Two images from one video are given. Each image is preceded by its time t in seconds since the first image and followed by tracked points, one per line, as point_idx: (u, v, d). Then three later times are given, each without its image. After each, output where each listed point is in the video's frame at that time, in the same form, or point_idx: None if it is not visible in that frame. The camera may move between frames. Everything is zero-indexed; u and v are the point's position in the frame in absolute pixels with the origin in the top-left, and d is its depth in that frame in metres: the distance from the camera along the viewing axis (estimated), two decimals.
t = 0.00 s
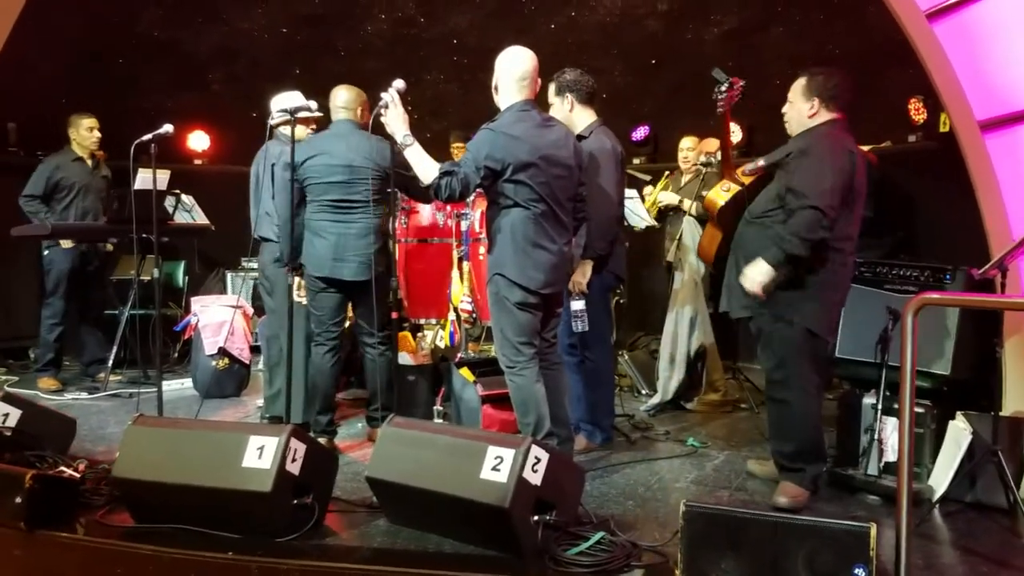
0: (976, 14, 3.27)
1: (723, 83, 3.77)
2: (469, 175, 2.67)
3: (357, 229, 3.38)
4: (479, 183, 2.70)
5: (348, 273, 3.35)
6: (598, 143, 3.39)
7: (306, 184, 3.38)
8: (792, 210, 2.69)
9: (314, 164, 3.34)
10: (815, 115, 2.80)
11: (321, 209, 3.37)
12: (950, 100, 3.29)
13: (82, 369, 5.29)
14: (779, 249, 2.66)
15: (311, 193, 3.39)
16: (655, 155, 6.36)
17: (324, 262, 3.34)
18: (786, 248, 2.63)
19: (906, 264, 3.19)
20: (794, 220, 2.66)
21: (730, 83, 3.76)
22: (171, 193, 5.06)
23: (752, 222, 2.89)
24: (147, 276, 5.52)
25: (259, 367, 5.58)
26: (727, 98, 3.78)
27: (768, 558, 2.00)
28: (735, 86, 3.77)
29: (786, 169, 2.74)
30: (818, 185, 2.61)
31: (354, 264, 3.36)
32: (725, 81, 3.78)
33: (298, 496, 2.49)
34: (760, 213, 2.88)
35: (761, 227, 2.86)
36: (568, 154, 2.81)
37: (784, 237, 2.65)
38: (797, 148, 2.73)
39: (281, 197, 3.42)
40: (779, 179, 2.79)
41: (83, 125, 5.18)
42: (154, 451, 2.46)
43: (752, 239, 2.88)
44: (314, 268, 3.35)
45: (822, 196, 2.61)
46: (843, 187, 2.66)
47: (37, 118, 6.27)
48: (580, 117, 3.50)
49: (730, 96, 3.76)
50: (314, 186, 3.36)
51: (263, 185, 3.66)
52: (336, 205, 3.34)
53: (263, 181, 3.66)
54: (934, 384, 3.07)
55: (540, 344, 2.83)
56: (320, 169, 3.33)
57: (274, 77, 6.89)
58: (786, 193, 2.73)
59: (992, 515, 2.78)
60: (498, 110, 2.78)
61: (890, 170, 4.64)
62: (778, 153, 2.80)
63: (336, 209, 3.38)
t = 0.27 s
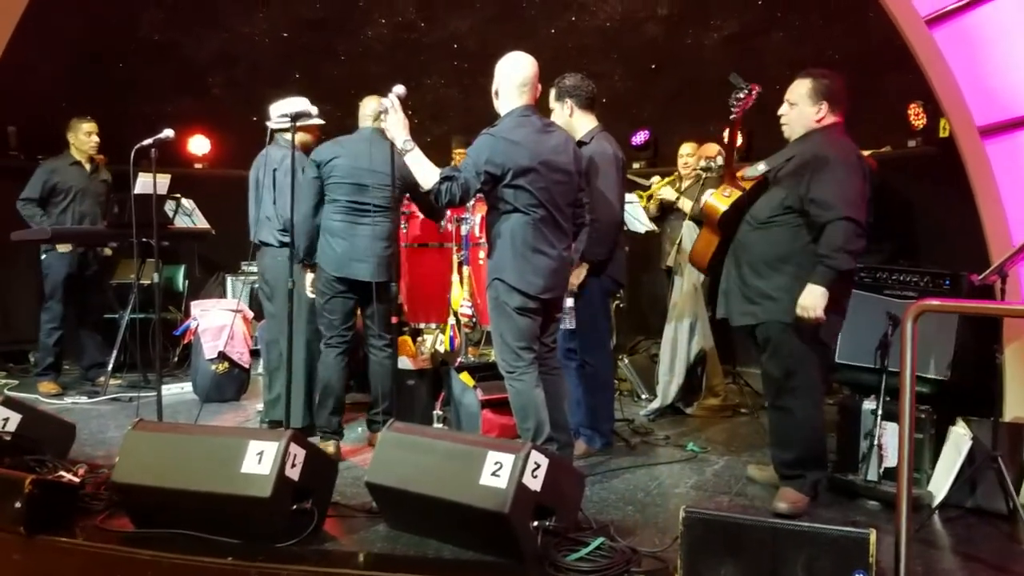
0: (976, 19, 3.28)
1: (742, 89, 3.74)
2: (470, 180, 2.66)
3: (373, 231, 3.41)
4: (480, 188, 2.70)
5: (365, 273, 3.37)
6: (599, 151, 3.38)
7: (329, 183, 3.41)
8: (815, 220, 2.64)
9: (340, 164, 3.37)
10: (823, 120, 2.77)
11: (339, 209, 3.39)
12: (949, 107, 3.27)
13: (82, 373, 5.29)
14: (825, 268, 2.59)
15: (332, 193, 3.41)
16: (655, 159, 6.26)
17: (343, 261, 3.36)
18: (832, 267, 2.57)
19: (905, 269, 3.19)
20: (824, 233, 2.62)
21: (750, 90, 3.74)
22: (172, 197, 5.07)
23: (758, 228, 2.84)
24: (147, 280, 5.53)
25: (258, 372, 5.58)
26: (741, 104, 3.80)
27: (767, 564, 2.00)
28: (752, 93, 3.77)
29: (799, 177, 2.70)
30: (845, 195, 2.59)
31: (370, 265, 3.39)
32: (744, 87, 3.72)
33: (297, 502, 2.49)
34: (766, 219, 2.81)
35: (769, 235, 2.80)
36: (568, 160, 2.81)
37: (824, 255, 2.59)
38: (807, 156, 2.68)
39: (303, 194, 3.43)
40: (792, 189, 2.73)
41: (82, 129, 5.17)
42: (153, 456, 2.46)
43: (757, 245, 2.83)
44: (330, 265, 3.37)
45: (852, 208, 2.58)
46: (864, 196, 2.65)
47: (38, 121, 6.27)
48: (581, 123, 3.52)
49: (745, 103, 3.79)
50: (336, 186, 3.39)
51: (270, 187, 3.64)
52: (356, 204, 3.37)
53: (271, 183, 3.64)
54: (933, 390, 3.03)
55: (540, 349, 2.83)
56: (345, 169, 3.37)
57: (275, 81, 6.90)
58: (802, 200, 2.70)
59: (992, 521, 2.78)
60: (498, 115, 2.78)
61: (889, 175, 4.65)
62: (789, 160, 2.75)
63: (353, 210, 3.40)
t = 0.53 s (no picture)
0: (967, 27, 3.31)
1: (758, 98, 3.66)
2: (462, 185, 2.66)
3: (376, 236, 3.41)
4: (472, 192, 2.70)
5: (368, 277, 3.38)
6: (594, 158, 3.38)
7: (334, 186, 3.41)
8: (816, 227, 2.65)
9: (347, 167, 3.37)
10: (818, 125, 2.79)
11: (343, 212, 3.39)
12: (940, 111, 3.28)
13: (73, 378, 5.26)
14: (819, 271, 2.58)
15: (337, 196, 3.41)
16: (648, 164, 6.27)
17: (352, 265, 3.37)
18: (829, 272, 2.57)
19: (897, 275, 3.20)
20: (824, 239, 2.62)
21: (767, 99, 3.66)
22: (164, 201, 5.06)
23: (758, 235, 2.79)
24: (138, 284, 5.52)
25: (250, 376, 5.56)
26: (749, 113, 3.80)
27: (759, 569, 2.01)
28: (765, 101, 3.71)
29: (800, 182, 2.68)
30: (846, 202, 2.60)
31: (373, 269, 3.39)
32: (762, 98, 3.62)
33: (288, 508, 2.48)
34: (766, 226, 2.77)
35: (768, 241, 2.77)
36: (561, 165, 2.81)
37: (823, 260, 2.59)
38: (806, 163, 2.69)
39: (308, 195, 3.43)
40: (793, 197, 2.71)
41: (70, 131, 5.18)
42: (144, 462, 2.45)
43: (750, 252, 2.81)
44: (333, 267, 3.38)
45: (852, 214, 2.60)
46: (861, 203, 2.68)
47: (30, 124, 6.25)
48: (574, 128, 3.51)
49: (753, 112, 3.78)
50: (342, 189, 3.40)
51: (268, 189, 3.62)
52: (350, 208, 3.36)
53: (269, 185, 3.61)
54: (926, 396, 3.05)
55: (532, 354, 2.83)
56: (352, 173, 3.37)
57: (269, 85, 6.90)
58: (801, 206, 2.69)
59: (983, 527, 2.79)
60: (491, 120, 2.78)
61: (880, 181, 4.67)
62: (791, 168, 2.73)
63: (355, 214, 3.40)
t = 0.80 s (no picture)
0: (962, 29, 3.32)
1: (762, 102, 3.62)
2: (458, 188, 2.67)
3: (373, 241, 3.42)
4: (468, 194, 2.70)
5: (370, 284, 3.39)
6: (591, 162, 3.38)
7: (336, 191, 3.41)
8: (822, 232, 2.65)
9: (349, 172, 3.36)
10: (815, 129, 2.78)
11: (345, 218, 3.40)
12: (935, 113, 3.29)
13: (68, 381, 5.25)
14: (829, 277, 2.57)
15: (338, 202, 3.41)
16: (644, 167, 6.26)
17: (354, 271, 3.37)
18: (838, 278, 2.57)
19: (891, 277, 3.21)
20: (829, 245, 2.63)
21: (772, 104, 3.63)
22: (159, 204, 5.06)
23: (759, 239, 2.76)
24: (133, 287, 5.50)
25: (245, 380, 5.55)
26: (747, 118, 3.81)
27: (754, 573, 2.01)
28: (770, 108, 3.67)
29: (802, 186, 2.67)
30: (853, 208, 2.61)
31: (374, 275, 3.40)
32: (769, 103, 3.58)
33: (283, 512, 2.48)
34: (772, 230, 2.74)
35: (769, 246, 2.75)
36: (557, 169, 2.81)
37: (830, 265, 2.59)
38: (806, 168, 2.68)
39: (309, 200, 3.42)
40: (796, 204, 2.69)
41: (59, 133, 5.17)
42: (138, 466, 2.44)
43: (749, 256, 2.78)
44: (333, 272, 3.39)
45: (858, 221, 2.60)
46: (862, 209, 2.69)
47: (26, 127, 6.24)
48: (571, 131, 3.51)
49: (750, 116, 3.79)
50: (343, 194, 3.39)
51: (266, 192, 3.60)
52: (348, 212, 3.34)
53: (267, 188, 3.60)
54: (922, 399, 3.05)
55: (527, 357, 2.83)
56: (354, 179, 3.36)
57: (265, 88, 6.90)
58: (808, 212, 2.68)
59: (978, 530, 2.79)
60: (487, 124, 2.78)
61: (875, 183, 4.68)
62: (791, 170, 2.71)
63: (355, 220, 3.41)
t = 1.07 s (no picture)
0: (961, 31, 3.31)
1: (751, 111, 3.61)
2: (455, 190, 2.67)
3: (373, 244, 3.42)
4: (465, 196, 2.70)
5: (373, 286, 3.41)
6: (590, 165, 3.39)
7: (338, 193, 3.40)
8: (828, 234, 2.67)
9: (354, 176, 3.36)
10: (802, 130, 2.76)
11: (346, 221, 3.40)
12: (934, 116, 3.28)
13: (66, 382, 5.25)
14: (840, 280, 2.61)
15: (340, 204, 3.42)
16: (643, 169, 6.25)
17: (355, 274, 3.38)
18: (851, 281, 2.60)
19: (889, 280, 3.22)
20: (835, 248, 2.66)
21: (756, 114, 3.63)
22: (157, 205, 5.05)
23: (762, 240, 2.73)
24: (131, 288, 5.50)
25: (243, 381, 5.54)
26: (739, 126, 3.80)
27: None
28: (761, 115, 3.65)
29: (809, 187, 2.69)
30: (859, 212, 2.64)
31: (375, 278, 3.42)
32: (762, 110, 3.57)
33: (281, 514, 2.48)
34: (776, 230, 2.72)
35: (773, 246, 2.73)
36: (555, 171, 2.81)
37: (839, 269, 2.62)
38: (803, 171, 2.70)
39: (311, 203, 3.41)
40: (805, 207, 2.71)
41: (55, 135, 5.18)
42: (136, 468, 2.43)
43: (752, 257, 2.74)
44: (333, 273, 3.38)
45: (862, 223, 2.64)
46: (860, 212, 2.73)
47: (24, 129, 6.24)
48: (573, 132, 3.50)
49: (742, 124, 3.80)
50: (346, 197, 3.39)
51: (267, 195, 3.60)
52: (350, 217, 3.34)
53: (268, 189, 3.59)
54: (918, 401, 3.05)
55: (526, 359, 2.82)
56: (358, 183, 3.36)
57: (263, 89, 6.90)
58: (814, 214, 2.70)
59: (976, 532, 2.79)
60: (484, 126, 2.78)
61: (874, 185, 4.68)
62: (788, 171, 2.72)
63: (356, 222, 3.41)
